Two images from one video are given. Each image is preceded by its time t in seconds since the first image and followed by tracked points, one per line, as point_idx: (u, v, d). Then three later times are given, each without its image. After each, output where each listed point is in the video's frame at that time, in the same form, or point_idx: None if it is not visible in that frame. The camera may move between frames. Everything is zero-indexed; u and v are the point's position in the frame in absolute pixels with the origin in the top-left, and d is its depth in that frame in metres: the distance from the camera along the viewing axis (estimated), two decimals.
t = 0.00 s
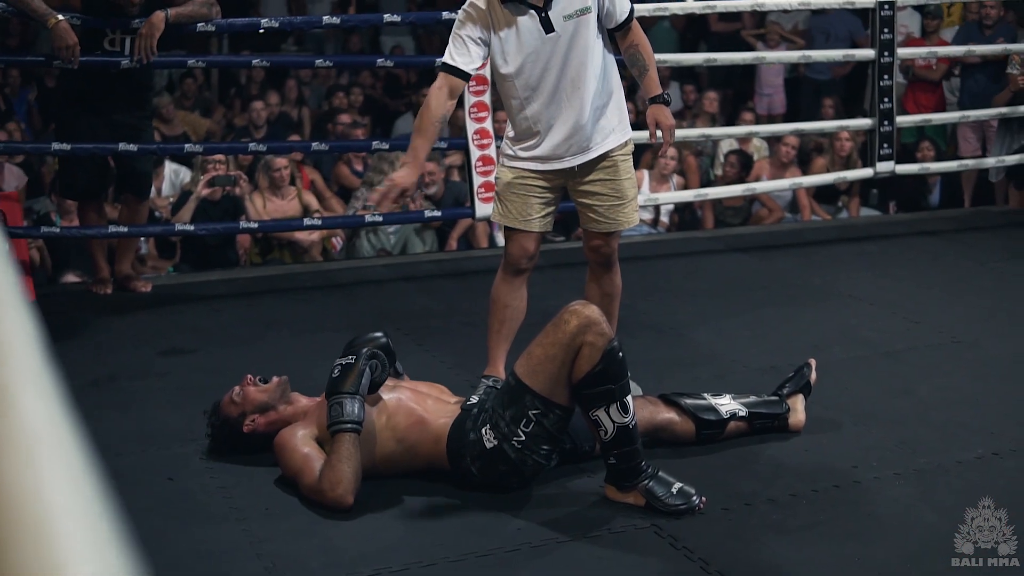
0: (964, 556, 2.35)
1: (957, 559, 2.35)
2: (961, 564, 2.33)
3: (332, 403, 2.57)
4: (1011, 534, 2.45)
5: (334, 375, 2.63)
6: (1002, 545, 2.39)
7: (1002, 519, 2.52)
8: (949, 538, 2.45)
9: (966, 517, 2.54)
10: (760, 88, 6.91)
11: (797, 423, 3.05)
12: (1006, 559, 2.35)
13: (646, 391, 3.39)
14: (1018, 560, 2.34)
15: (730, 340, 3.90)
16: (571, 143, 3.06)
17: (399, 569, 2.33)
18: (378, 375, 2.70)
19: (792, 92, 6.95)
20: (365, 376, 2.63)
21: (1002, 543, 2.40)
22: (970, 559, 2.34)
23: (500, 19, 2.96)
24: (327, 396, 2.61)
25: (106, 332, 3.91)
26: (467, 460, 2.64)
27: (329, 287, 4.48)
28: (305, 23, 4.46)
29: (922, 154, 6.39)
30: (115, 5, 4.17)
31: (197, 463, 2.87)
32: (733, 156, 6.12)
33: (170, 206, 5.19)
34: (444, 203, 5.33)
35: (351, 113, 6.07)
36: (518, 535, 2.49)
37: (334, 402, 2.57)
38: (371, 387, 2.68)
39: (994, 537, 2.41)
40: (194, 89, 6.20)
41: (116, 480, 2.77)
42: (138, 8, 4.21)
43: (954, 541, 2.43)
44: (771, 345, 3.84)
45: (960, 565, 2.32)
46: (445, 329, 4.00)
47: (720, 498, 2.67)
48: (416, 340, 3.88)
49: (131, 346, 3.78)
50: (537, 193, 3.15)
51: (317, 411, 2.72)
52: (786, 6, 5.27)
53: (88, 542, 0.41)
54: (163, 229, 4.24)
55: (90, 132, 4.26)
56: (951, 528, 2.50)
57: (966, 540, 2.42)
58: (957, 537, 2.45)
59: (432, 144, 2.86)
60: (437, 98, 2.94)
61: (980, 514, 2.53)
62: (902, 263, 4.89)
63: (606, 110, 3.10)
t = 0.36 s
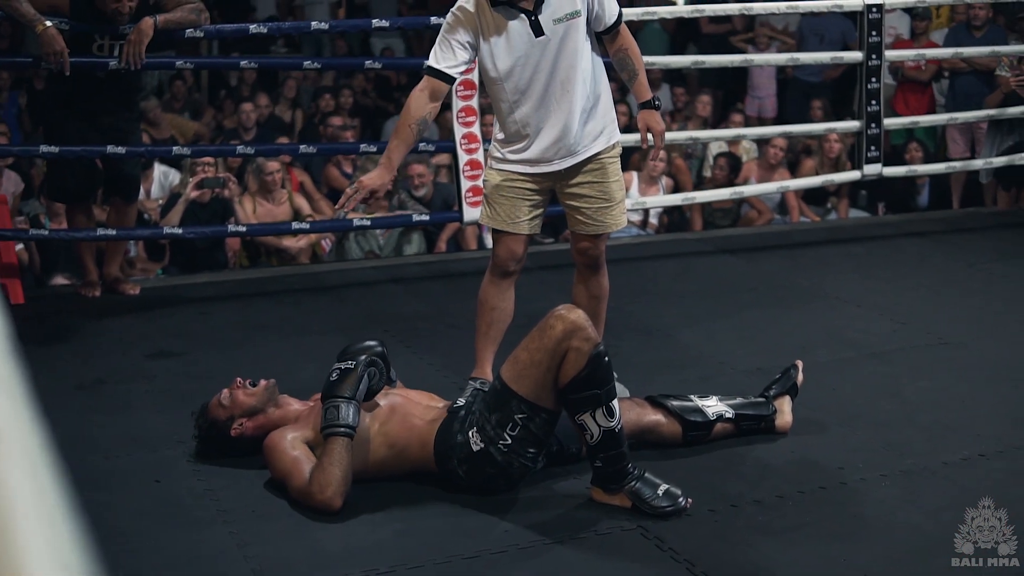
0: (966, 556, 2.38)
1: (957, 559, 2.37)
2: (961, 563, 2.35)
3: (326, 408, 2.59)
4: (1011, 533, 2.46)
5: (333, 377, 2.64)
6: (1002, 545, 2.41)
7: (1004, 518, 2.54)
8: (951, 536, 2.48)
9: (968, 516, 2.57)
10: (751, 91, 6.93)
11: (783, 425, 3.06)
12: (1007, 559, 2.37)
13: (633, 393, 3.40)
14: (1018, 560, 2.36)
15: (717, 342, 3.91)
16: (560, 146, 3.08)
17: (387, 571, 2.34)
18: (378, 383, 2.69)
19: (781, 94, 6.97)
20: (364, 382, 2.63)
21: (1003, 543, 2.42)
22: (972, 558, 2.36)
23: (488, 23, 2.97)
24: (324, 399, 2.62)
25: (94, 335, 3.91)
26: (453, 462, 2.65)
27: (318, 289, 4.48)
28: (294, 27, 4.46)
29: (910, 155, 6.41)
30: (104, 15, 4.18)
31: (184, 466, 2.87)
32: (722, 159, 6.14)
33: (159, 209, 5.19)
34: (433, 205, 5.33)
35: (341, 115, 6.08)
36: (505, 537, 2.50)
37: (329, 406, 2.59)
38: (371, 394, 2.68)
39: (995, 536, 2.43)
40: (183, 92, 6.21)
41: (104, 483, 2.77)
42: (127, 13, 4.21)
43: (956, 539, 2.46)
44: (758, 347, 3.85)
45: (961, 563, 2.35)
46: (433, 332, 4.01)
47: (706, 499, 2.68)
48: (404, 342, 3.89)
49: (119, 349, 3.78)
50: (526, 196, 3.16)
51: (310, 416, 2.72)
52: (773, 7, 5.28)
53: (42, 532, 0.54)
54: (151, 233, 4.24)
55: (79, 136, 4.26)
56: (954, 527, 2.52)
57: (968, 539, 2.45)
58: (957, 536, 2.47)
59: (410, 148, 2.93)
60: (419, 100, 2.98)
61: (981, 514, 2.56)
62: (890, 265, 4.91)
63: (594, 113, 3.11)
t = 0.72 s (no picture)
0: (965, 555, 2.38)
1: (957, 559, 2.37)
2: (961, 563, 2.35)
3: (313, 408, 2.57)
4: (1012, 533, 2.47)
5: (315, 376, 2.63)
6: (1002, 545, 2.41)
7: (1003, 519, 2.54)
8: (950, 537, 2.47)
9: (968, 516, 2.57)
10: (747, 90, 6.94)
11: (776, 426, 3.06)
12: (1007, 559, 2.37)
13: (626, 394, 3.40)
14: (1018, 560, 2.36)
15: (711, 342, 3.91)
16: (550, 147, 3.07)
17: (381, 572, 2.32)
18: (361, 376, 2.70)
19: (775, 94, 6.97)
20: (347, 379, 2.62)
21: (1002, 543, 2.42)
22: (971, 558, 2.36)
23: (479, 22, 2.97)
24: (309, 399, 2.61)
25: (87, 334, 3.89)
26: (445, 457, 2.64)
27: (311, 289, 4.47)
28: (288, 21, 4.44)
29: (904, 154, 6.41)
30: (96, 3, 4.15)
31: (178, 466, 2.86)
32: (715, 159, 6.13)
33: (152, 208, 5.17)
34: (427, 204, 5.31)
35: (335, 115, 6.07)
36: (498, 539, 2.49)
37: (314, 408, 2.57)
38: (355, 388, 2.69)
39: (994, 536, 2.43)
40: (176, 91, 6.19)
41: (97, 484, 2.75)
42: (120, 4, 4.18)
43: (955, 540, 2.46)
44: (752, 347, 3.85)
45: (961, 563, 2.35)
46: (427, 331, 4.00)
47: (701, 499, 2.68)
48: (397, 342, 3.87)
49: (112, 349, 3.76)
50: (518, 195, 3.14)
51: (298, 414, 2.71)
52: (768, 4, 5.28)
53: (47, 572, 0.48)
54: (145, 229, 4.22)
55: (72, 134, 4.25)
56: (954, 527, 2.52)
57: (967, 540, 2.45)
58: (957, 536, 2.47)
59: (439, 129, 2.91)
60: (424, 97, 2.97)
61: (981, 514, 2.56)
62: (884, 264, 4.91)
63: (585, 114, 3.10)
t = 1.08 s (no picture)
0: (965, 555, 2.38)
1: (957, 559, 2.37)
2: (961, 563, 2.35)
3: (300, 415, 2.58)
4: (1012, 533, 2.47)
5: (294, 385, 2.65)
6: (1002, 545, 2.41)
7: (1003, 518, 2.54)
8: (950, 537, 2.47)
9: (968, 516, 2.57)
10: (745, 93, 6.95)
11: (689, 460, 2.83)
12: (1007, 559, 2.37)
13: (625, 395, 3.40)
14: (1018, 560, 2.36)
15: (711, 343, 3.91)
16: (548, 147, 3.07)
17: (381, 573, 2.32)
18: (338, 373, 2.73)
19: (774, 96, 6.99)
20: (323, 380, 2.64)
21: (1002, 543, 2.42)
22: (971, 558, 2.36)
23: (478, 21, 2.96)
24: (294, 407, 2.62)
25: (87, 336, 3.89)
26: (441, 462, 2.63)
27: (310, 291, 4.47)
28: (287, 22, 4.43)
29: (902, 156, 6.42)
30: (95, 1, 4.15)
31: (177, 467, 2.86)
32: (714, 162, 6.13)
33: (151, 210, 5.18)
34: (426, 206, 5.31)
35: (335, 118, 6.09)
36: (498, 540, 2.49)
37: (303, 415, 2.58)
38: (335, 387, 2.70)
39: (994, 536, 2.43)
40: (175, 93, 6.20)
41: (98, 484, 2.75)
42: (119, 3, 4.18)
43: (955, 540, 2.46)
44: (751, 348, 3.85)
45: (961, 563, 2.35)
46: (426, 333, 4.00)
47: (701, 500, 2.68)
48: (397, 344, 3.87)
49: (112, 350, 3.76)
50: (516, 197, 3.14)
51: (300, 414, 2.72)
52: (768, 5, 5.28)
53: None
54: (145, 231, 4.22)
55: (71, 135, 4.24)
56: (954, 527, 2.52)
57: (967, 540, 2.45)
58: (957, 536, 2.47)
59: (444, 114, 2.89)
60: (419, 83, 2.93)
61: (981, 514, 2.56)
62: (883, 266, 4.92)
63: (583, 114, 3.10)
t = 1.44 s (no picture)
0: (965, 555, 2.38)
1: (957, 559, 2.37)
2: (961, 563, 2.35)
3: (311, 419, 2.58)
4: (1011, 533, 2.47)
5: (310, 381, 2.65)
6: (1002, 545, 2.41)
7: (1003, 519, 2.54)
8: (950, 537, 2.47)
9: (967, 516, 2.56)
10: (744, 93, 6.95)
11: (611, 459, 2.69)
12: (1007, 559, 2.37)
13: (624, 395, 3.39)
14: (1018, 560, 2.36)
15: (710, 343, 3.91)
16: (549, 148, 3.07)
17: (381, 573, 2.32)
18: (355, 380, 2.73)
19: (773, 96, 6.99)
20: (340, 382, 2.65)
21: (1002, 543, 2.42)
22: (971, 558, 2.36)
23: (476, 25, 2.96)
24: (304, 403, 2.62)
25: (86, 336, 3.89)
26: (434, 475, 2.61)
27: (308, 291, 4.47)
28: (286, 24, 4.43)
29: (900, 156, 6.43)
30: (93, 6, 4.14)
31: (176, 467, 2.86)
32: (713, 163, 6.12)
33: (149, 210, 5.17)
34: (425, 207, 5.31)
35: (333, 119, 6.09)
36: (499, 539, 2.49)
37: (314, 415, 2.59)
38: (348, 392, 2.71)
39: (994, 536, 2.43)
40: (174, 94, 6.20)
41: (97, 483, 2.75)
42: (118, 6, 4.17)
43: (955, 540, 2.46)
44: (750, 348, 3.85)
45: (961, 563, 2.35)
46: (425, 333, 4.00)
47: (701, 500, 2.68)
48: (396, 344, 3.87)
49: (110, 350, 3.75)
50: (515, 198, 3.14)
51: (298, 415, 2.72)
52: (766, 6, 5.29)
53: None
54: (144, 232, 4.22)
55: (69, 136, 4.24)
56: (953, 527, 2.52)
57: (967, 540, 2.45)
58: (957, 536, 2.47)
59: (397, 150, 2.93)
60: (406, 101, 2.95)
61: (980, 514, 2.56)
62: (881, 266, 4.92)
63: (583, 114, 3.10)
